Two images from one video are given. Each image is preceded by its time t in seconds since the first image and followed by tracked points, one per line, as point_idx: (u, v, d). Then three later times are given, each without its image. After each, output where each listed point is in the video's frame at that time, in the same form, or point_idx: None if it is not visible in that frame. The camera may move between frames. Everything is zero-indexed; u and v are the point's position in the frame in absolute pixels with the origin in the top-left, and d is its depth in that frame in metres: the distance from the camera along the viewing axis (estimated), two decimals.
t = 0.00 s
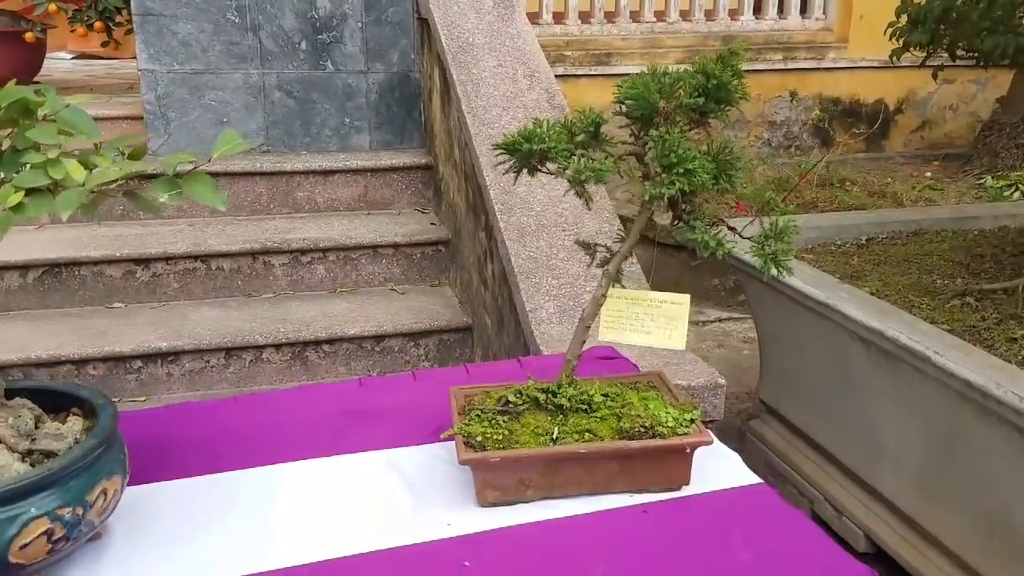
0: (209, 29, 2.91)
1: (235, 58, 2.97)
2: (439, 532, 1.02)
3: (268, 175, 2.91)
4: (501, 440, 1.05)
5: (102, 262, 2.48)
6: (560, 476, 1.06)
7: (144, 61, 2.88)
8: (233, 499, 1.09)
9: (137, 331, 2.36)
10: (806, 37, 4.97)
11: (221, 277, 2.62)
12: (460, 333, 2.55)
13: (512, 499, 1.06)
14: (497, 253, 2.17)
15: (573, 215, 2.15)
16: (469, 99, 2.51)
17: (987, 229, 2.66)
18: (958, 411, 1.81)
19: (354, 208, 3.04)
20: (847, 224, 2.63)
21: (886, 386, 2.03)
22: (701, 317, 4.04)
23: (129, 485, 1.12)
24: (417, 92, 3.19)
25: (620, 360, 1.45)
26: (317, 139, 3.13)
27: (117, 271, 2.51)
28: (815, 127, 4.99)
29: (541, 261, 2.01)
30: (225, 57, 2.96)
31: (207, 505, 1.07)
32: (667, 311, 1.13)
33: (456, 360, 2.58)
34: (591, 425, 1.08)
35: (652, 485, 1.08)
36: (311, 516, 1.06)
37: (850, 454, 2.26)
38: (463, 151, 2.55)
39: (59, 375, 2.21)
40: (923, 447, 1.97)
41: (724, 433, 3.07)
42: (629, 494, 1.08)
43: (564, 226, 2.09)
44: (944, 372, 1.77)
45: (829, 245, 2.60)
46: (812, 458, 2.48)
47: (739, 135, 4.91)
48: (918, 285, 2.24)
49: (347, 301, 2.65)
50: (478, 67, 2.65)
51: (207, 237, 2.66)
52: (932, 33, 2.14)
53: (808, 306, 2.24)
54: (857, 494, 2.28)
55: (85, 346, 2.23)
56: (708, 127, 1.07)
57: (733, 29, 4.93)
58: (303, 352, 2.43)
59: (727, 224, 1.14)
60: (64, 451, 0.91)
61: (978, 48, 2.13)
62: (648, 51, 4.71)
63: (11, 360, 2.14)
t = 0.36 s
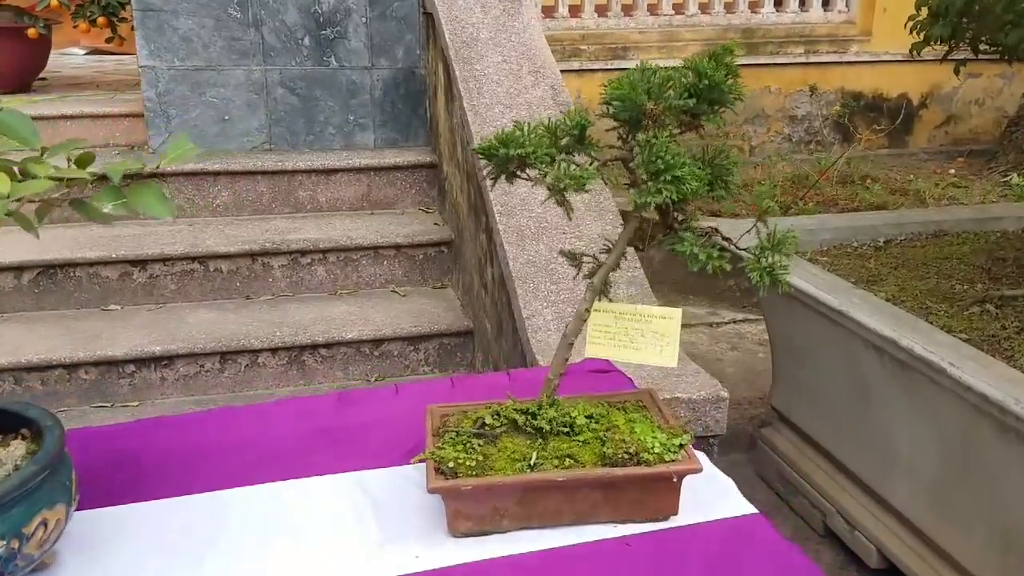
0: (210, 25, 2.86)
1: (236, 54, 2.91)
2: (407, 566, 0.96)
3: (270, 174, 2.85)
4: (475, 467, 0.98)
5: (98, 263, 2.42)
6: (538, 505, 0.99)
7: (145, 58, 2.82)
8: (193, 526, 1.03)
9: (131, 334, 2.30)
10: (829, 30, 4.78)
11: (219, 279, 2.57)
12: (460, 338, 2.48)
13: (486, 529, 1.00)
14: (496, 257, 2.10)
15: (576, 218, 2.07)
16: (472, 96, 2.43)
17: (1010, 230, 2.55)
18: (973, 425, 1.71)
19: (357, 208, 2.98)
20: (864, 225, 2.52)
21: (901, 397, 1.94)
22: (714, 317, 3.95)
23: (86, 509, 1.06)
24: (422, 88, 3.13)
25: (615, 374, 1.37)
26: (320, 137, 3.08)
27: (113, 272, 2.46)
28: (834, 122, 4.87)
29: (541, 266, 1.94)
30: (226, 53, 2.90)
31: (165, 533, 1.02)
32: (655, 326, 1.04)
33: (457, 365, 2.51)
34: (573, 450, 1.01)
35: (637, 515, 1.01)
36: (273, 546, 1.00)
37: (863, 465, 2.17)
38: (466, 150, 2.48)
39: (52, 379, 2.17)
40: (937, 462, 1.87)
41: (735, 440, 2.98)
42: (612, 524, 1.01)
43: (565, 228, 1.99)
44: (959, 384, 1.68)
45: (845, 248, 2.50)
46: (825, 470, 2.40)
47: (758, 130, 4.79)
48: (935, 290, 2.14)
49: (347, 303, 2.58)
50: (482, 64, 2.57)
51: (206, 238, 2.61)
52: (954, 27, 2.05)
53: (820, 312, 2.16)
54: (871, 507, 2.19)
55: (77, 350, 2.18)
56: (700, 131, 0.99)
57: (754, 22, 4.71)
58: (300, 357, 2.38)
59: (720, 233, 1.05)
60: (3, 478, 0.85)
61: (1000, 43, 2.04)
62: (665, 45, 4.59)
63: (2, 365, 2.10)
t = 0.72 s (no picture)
0: (230, 14, 2.83)
1: (256, 44, 2.88)
2: None
3: (289, 165, 2.82)
4: (437, 486, 0.94)
5: (115, 254, 2.43)
6: (503, 526, 0.95)
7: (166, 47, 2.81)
8: (151, 537, 1.00)
9: (144, 327, 2.30)
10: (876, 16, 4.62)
11: (235, 271, 2.56)
12: (473, 334, 2.44)
13: (449, 550, 0.95)
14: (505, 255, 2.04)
15: (588, 216, 2.00)
16: (488, 88, 2.37)
17: None
18: (995, 442, 1.62)
19: (376, 200, 2.95)
20: (895, 223, 2.42)
21: (923, 408, 1.84)
22: (745, 314, 3.86)
23: (47, 515, 1.04)
24: (444, 79, 3.08)
25: (602, 384, 1.31)
26: (341, 128, 3.05)
27: (130, 263, 2.46)
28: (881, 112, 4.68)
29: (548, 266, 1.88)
30: (247, 43, 2.87)
31: (123, 543, 0.99)
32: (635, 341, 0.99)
33: (469, 362, 2.47)
34: (543, 469, 0.96)
35: (609, 538, 0.96)
36: (230, 560, 0.97)
37: (883, 476, 2.08)
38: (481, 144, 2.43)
39: (64, 370, 2.17)
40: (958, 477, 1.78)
41: (758, 443, 2.89)
42: (583, 548, 0.96)
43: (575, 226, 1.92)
44: (980, 399, 1.58)
45: (874, 247, 2.40)
46: (846, 478, 2.31)
47: (801, 120, 4.62)
48: (964, 293, 2.04)
49: (359, 297, 2.57)
50: (500, 55, 2.51)
51: (221, 230, 2.59)
52: (990, 18, 1.93)
53: (842, 315, 2.06)
54: (891, 518, 2.10)
55: (89, 342, 2.18)
56: (684, 135, 0.92)
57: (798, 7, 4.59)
58: (311, 351, 2.36)
59: (705, 240, 0.98)
60: None
61: None
62: (704, 32, 4.44)
63: (15, 355, 2.11)
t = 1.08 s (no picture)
0: None
1: (285, 20, 2.86)
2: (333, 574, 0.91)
3: (318, 142, 2.76)
4: (409, 475, 0.93)
5: (143, 229, 2.41)
6: (475, 517, 0.93)
7: (197, 23, 2.79)
8: (135, 517, 1.02)
9: (169, 301, 2.30)
10: None
11: (260, 248, 2.52)
12: (494, 316, 2.38)
13: (422, 538, 0.94)
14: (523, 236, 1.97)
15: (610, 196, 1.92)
16: (510, 67, 2.30)
17: None
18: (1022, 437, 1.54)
19: (403, 177, 2.89)
20: (932, 206, 2.33)
21: (949, 399, 1.77)
22: (785, 297, 3.60)
23: (38, 491, 1.06)
24: (474, 55, 3.04)
25: (600, 375, 1.25)
26: (369, 105, 3.01)
27: (158, 239, 2.44)
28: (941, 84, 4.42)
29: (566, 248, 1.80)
30: (275, 19, 2.85)
31: (106, 522, 1.00)
32: (615, 332, 1.00)
33: (488, 343, 2.42)
34: (517, 459, 0.95)
35: (584, 531, 0.94)
36: (207, 542, 0.97)
37: (910, 467, 2.01)
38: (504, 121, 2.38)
39: (90, 344, 2.18)
40: (985, 471, 1.71)
41: (789, 428, 2.71)
42: (558, 540, 0.94)
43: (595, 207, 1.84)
44: (1004, 392, 1.51)
45: (909, 231, 2.31)
46: (875, 468, 2.20)
47: (854, 96, 4.41)
48: (998, 282, 1.98)
49: (384, 276, 2.50)
50: (525, 30, 2.46)
51: (246, 206, 2.54)
52: None
53: (870, 301, 1.98)
54: (918, 510, 2.02)
55: (114, 316, 2.18)
56: (663, 120, 0.89)
57: None
58: (331, 329, 2.31)
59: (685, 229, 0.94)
60: None
61: None
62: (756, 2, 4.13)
63: (43, 328, 2.12)
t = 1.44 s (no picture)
0: None
1: None
2: (333, 549, 0.91)
3: (339, 119, 2.72)
4: (409, 452, 0.92)
5: (167, 205, 2.41)
6: (474, 495, 0.92)
7: None
8: (142, 491, 1.03)
9: (192, 275, 2.30)
10: None
11: (282, 225, 2.50)
12: (514, 294, 2.35)
13: (422, 514, 0.93)
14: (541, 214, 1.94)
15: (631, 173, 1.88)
16: (530, 39, 2.14)
17: None
18: None
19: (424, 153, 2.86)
20: (962, 183, 2.28)
21: (974, 380, 1.73)
22: (815, 276, 3.48)
23: (48, 463, 1.08)
24: (496, 29, 2.96)
25: (607, 355, 1.27)
26: (391, 81, 2.96)
27: (182, 214, 2.44)
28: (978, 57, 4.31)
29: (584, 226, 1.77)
30: None
31: (113, 497, 1.02)
32: (617, 312, 1.02)
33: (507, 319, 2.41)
34: (518, 438, 0.94)
35: (584, 510, 0.93)
36: (211, 518, 0.98)
37: (932, 450, 1.97)
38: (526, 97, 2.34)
39: (115, 318, 2.21)
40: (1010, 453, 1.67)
41: (814, 409, 2.63)
42: (558, 519, 0.93)
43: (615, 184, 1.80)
44: None
45: (939, 209, 2.27)
46: (901, 450, 2.13)
47: (890, 71, 4.29)
48: None
49: (404, 254, 2.49)
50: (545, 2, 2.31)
51: (268, 182, 2.53)
52: None
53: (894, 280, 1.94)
54: (942, 492, 1.96)
55: (138, 291, 2.19)
56: (667, 95, 0.88)
57: None
58: (352, 306, 2.30)
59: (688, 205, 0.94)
60: None
61: None
62: None
63: (69, 302, 2.15)
